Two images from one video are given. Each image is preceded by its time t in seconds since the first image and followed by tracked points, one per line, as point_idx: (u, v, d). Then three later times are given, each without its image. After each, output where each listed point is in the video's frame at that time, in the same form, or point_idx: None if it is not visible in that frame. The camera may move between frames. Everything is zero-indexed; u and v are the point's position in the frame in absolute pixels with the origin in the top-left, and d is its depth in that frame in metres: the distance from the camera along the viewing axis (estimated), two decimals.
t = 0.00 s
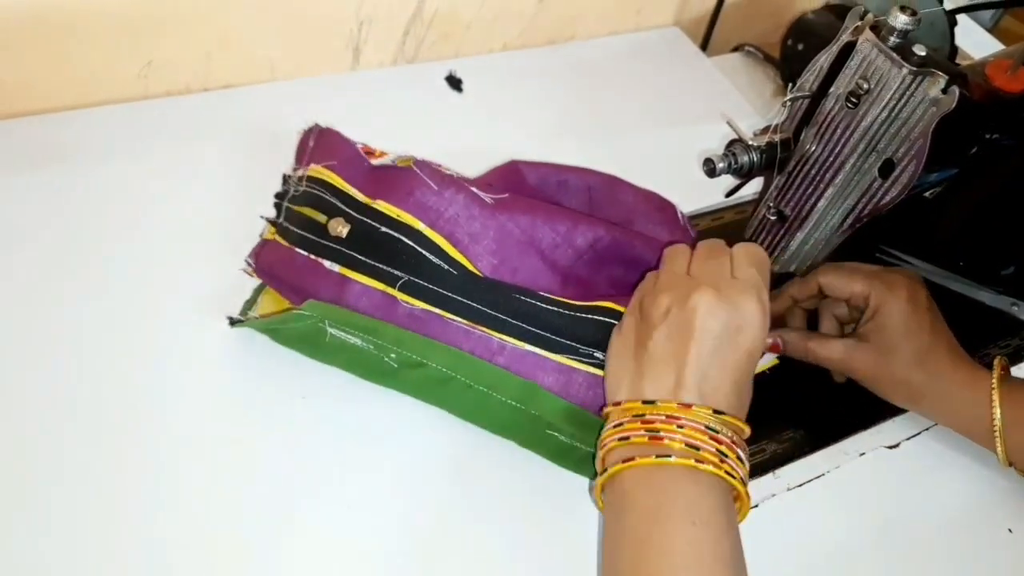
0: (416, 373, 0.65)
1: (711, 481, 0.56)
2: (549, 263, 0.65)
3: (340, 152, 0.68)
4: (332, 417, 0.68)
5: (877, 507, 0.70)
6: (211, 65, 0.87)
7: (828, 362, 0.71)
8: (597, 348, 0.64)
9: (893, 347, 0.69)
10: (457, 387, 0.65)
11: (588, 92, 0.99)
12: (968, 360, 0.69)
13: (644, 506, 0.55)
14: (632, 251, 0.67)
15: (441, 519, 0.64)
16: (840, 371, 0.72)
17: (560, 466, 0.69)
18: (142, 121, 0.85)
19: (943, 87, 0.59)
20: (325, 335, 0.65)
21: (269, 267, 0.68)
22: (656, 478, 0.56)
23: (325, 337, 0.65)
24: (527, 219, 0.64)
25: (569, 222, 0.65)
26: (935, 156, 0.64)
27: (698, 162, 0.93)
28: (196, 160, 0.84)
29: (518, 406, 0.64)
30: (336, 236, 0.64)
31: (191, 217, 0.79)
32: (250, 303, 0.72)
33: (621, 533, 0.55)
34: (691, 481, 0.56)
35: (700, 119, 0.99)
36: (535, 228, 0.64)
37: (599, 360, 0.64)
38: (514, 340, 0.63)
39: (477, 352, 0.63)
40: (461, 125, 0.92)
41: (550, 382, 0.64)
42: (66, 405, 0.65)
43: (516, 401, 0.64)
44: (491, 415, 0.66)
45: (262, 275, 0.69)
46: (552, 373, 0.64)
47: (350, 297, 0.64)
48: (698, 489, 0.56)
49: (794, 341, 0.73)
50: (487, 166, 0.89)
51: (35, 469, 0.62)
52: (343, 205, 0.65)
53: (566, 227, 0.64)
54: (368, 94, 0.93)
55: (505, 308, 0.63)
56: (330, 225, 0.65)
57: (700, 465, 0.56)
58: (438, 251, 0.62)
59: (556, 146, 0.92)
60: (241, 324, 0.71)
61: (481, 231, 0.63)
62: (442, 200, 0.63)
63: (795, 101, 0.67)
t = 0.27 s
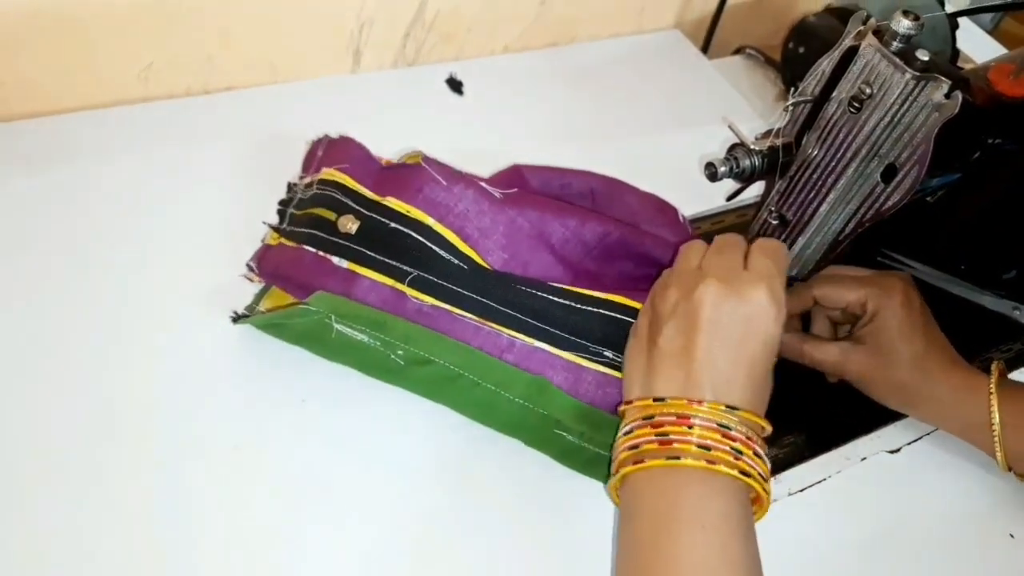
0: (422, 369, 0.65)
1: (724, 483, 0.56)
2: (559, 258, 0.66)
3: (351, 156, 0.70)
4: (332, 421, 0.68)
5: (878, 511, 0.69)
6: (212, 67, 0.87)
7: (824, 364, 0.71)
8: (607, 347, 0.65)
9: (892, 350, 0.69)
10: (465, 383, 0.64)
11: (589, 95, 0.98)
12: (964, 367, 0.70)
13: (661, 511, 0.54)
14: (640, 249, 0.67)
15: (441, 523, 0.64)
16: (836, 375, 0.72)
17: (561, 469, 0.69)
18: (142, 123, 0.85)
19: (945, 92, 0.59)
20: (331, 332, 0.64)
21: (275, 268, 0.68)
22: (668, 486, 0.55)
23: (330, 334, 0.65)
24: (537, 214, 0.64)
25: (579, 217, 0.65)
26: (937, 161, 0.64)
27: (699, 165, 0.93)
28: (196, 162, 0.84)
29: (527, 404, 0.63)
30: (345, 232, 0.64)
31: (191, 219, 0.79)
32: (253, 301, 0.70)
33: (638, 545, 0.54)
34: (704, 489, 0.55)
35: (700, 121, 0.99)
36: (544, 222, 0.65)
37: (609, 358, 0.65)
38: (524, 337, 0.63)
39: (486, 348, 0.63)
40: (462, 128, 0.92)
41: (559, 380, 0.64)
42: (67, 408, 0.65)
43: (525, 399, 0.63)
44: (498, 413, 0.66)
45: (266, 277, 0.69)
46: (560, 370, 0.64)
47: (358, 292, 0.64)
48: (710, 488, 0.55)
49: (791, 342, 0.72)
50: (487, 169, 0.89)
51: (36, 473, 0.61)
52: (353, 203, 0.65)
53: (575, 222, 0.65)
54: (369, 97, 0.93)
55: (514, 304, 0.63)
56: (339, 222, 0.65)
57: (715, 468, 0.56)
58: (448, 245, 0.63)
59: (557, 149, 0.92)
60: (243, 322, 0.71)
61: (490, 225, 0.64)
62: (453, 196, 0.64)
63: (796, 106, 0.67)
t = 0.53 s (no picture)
0: (420, 376, 0.65)
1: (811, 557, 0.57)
2: (556, 262, 0.65)
3: (346, 157, 0.70)
4: (330, 422, 0.68)
5: (878, 511, 0.69)
6: (212, 69, 0.87)
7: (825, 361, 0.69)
8: (603, 351, 0.63)
9: (893, 346, 0.67)
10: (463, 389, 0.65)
11: (588, 96, 0.99)
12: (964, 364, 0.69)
13: None
14: (638, 252, 0.66)
15: (440, 523, 0.64)
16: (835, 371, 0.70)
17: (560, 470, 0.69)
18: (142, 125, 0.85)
19: (942, 92, 0.59)
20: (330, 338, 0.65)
21: (272, 272, 0.68)
22: None
23: (328, 340, 0.65)
24: (533, 219, 0.64)
25: (575, 222, 0.64)
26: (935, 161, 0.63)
27: (698, 165, 0.93)
28: (196, 164, 0.84)
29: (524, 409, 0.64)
30: (341, 237, 0.65)
31: (190, 221, 0.79)
32: (251, 307, 0.72)
33: None
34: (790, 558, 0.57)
35: (699, 122, 0.99)
36: (540, 227, 0.64)
37: (607, 363, 0.63)
38: (520, 342, 0.63)
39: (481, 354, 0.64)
40: (461, 129, 0.92)
41: (556, 384, 0.64)
42: (67, 410, 0.65)
43: (522, 404, 0.64)
44: (497, 417, 0.66)
45: (264, 278, 0.69)
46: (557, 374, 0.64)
47: (354, 298, 0.64)
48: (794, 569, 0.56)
49: (792, 340, 0.70)
50: (486, 169, 0.89)
51: (36, 474, 0.62)
52: (350, 209, 0.66)
53: (571, 226, 0.64)
54: (368, 99, 0.93)
55: (510, 307, 0.63)
56: (337, 227, 0.65)
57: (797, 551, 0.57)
58: (443, 250, 0.63)
59: (556, 149, 0.92)
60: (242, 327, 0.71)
61: (486, 231, 0.63)
62: (449, 201, 0.63)
63: (795, 106, 0.67)
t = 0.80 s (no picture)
0: (421, 367, 0.64)
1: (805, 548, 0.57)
2: (556, 256, 0.65)
3: (352, 159, 0.72)
4: (329, 422, 0.68)
5: (877, 512, 0.69)
6: (211, 71, 0.87)
7: (825, 367, 0.69)
8: (605, 334, 0.63)
9: (893, 357, 0.67)
10: (462, 378, 0.64)
11: (587, 98, 0.99)
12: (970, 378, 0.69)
13: None
14: (638, 248, 0.66)
15: (440, 522, 0.64)
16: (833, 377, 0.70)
17: (559, 469, 0.69)
18: (142, 126, 0.85)
19: (938, 95, 0.59)
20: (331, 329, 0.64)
21: (273, 270, 0.69)
22: None
23: (328, 332, 0.65)
24: (534, 212, 0.64)
25: (575, 217, 0.65)
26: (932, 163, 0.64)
27: (696, 167, 0.93)
28: (195, 165, 0.84)
29: (525, 395, 0.63)
30: (344, 228, 0.67)
31: (189, 222, 0.80)
32: (250, 306, 0.70)
33: None
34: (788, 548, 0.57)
35: (698, 124, 0.99)
36: (541, 219, 0.64)
37: (608, 347, 0.63)
38: (523, 326, 0.63)
39: (481, 338, 0.63)
40: (459, 130, 0.92)
41: (558, 369, 0.63)
42: (65, 410, 0.65)
43: (524, 388, 0.63)
44: (499, 405, 0.65)
45: (265, 275, 0.70)
46: (559, 359, 0.63)
47: (356, 287, 0.65)
48: (804, 567, 0.56)
49: (791, 345, 0.69)
50: (485, 171, 0.89)
51: (34, 475, 0.62)
52: (354, 203, 0.68)
53: (571, 221, 0.64)
54: (367, 101, 0.93)
55: (513, 291, 0.64)
56: (340, 220, 0.67)
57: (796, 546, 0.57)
58: (445, 241, 0.64)
59: (555, 151, 0.92)
60: (238, 324, 0.71)
61: (487, 223, 0.64)
62: (450, 194, 0.65)
63: (791, 108, 0.67)
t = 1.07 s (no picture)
0: (416, 371, 0.66)
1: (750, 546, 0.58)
2: (557, 260, 0.64)
3: (352, 156, 0.71)
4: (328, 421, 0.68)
5: (875, 511, 0.69)
6: (211, 71, 0.87)
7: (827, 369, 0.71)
8: (598, 351, 0.63)
9: (893, 361, 0.69)
10: (456, 385, 0.65)
11: (586, 97, 0.99)
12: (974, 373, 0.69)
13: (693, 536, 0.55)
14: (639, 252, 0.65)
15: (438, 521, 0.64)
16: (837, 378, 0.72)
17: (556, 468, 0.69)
18: (142, 126, 0.85)
19: (937, 93, 0.59)
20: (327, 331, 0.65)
21: (273, 266, 0.67)
22: None
23: (325, 334, 0.66)
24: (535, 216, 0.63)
25: (576, 220, 0.63)
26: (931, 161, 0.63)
27: (695, 166, 0.93)
28: (194, 165, 0.84)
29: (517, 405, 0.64)
30: (342, 231, 0.65)
31: (189, 221, 0.80)
32: (251, 300, 0.71)
33: None
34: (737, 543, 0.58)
35: (698, 123, 0.99)
36: (541, 222, 0.63)
37: (600, 364, 0.63)
38: (516, 338, 0.63)
39: (478, 348, 0.63)
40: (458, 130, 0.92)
41: (555, 382, 0.63)
42: (65, 409, 0.65)
43: (516, 399, 0.64)
44: (490, 414, 0.66)
45: (264, 272, 0.68)
46: (554, 373, 0.63)
47: (355, 288, 0.64)
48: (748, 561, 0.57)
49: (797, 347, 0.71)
50: (484, 171, 0.89)
51: (33, 474, 0.62)
52: (355, 204, 0.66)
53: (572, 224, 0.63)
54: (367, 101, 0.93)
55: (509, 305, 0.63)
56: (338, 222, 0.65)
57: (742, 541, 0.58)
58: (444, 246, 0.63)
59: (554, 150, 0.92)
60: (240, 319, 0.72)
61: (487, 227, 0.63)
62: (450, 197, 0.63)
63: (790, 107, 0.67)
